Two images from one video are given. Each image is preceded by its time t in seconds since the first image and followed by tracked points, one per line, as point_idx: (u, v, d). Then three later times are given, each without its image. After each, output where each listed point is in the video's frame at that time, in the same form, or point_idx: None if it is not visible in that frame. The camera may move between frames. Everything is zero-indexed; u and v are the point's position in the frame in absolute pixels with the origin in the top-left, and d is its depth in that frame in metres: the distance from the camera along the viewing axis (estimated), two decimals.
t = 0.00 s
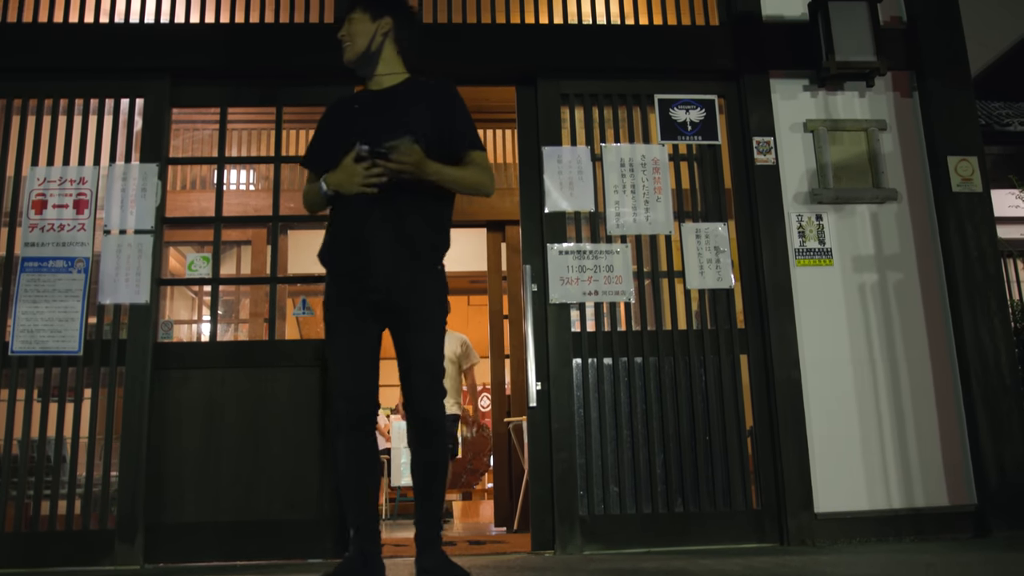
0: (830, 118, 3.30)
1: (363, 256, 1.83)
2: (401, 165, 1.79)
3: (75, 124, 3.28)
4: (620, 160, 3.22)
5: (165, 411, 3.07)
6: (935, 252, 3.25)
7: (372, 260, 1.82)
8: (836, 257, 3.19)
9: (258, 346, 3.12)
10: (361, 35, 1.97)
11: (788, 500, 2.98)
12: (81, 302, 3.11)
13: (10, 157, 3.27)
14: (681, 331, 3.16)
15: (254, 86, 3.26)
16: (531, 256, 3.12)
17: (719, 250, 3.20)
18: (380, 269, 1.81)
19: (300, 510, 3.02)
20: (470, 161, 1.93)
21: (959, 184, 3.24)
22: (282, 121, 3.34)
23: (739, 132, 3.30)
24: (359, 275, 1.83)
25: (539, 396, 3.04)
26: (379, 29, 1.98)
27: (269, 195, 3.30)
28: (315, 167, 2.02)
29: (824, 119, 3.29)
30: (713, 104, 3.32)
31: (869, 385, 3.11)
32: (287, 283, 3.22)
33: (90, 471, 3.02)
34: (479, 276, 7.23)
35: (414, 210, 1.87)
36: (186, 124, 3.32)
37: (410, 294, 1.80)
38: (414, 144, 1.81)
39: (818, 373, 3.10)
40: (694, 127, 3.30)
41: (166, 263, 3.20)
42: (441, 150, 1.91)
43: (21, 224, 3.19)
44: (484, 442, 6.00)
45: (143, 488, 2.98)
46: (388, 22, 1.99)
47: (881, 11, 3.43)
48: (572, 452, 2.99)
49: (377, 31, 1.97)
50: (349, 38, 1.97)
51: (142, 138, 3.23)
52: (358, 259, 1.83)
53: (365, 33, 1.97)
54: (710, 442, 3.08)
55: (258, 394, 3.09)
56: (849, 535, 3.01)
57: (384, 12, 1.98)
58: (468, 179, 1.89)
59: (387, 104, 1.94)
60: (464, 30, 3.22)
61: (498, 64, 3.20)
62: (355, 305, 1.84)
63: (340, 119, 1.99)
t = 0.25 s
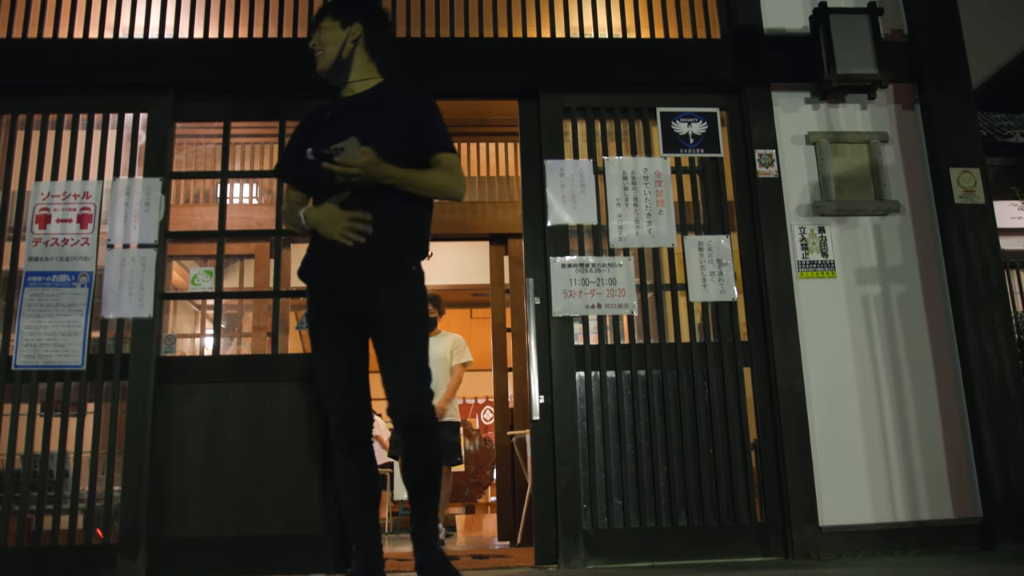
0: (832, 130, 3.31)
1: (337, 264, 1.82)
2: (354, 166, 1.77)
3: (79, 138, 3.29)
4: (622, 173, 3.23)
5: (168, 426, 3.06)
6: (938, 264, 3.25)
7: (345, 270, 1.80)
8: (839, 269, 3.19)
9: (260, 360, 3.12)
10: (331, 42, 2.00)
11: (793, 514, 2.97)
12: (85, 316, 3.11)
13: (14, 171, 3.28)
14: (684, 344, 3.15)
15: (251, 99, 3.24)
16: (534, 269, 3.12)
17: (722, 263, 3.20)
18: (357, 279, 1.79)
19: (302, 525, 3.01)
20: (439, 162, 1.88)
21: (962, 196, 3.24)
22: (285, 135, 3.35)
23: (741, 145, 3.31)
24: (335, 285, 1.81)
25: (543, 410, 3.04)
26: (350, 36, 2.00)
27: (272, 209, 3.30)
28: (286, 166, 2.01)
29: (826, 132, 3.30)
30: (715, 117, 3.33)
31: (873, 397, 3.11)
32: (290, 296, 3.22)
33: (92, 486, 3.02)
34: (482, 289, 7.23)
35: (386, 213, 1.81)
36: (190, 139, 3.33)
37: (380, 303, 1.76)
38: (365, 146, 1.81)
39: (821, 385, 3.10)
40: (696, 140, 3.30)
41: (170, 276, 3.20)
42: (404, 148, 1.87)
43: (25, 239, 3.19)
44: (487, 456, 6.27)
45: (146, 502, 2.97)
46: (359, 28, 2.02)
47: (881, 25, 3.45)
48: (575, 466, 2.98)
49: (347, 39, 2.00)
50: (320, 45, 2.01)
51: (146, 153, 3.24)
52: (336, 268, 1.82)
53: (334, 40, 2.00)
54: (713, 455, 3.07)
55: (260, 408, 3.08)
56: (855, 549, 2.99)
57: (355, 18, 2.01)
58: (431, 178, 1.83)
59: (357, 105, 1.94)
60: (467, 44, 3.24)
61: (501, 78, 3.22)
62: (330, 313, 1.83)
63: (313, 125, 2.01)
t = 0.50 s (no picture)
0: (830, 139, 3.32)
1: (311, 263, 1.74)
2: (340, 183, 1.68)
3: (80, 149, 3.30)
4: (622, 183, 3.23)
5: (167, 437, 3.06)
6: (938, 273, 3.25)
7: (319, 271, 1.72)
8: (839, 278, 3.19)
9: (260, 370, 3.12)
10: (310, 38, 1.88)
11: (794, 524, 2.96)
12: (84, 328, 3.11)
13: (15, 183, 3.29)
14: (684, 354, 3.15)
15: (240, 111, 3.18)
16: (534, 279, 3.12)
17: (721, 272, 3.20)
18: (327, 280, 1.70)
19: (302, 536, 3.00)
20: (423, 164, 1.85)
21: (961, 205, 3.24)
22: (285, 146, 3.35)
23: (741, 154, 3.31)
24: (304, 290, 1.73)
25: (543, 420, 3.03)
26: (330, 35, 1.90)
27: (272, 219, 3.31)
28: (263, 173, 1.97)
29: (824, 141, 3.31)
30: (714, 127, 3.34)
31: (874, 406, 3.10)
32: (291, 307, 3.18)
33: (92, 497, 3.01)
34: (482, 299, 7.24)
35: (367, 215, 1.76)
36: (189, 150, 3.35)
37: (350, 305, 1.66)
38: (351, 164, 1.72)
39: (821, 395, 3.09)
40: (695, 150, 3.31)
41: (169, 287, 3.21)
42: (385, 148, 1.84)
43: (24, 250, 3.19)
44: (488, 466, 6.32)
45: (145, 514, 2.96)
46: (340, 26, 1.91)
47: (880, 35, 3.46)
48: (575, 476, 2.98)
49: (326, 37, 1.90)
50: (298, 40, 1.88)
51: (146, 164, 3.24)
52: (307, 268, 1.74)
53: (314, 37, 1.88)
54: (714, 465, 3.06)
55: (260, 419, 3.08)
56: (856, 559, 2.98)
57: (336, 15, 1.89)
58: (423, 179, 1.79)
59: (330, 106, 1.89)
60: (466, 55, 3.25)
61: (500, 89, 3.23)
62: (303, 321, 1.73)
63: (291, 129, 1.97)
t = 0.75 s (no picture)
0: (829, 147, 3.33)
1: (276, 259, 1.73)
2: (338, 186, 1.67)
3: (80, 158, 3.30)
4: (621, 190, 3.23)
5: (167, 445, 3.06)
6: (938, 280, 3.26)
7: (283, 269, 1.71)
8: (839, 285, 3.20)
9: (260, 379, 3.12)
10: (295, 27, 1.91)
11: (795, 531, 2.95)
12: (84, 336, 3.10)
13: (15, 192, 3.29)
14: (684, 361, 3.14)
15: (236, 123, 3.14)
16: (533, 287, 3.13)
17: (721, 279, 3.20)
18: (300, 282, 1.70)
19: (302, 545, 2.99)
20: (408, 165, 1.85)
21: (960, 212, 3.24)
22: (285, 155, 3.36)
23: (740, 162, 3.32)
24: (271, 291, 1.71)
25: (543, 428, 3.03)
26: (317, 27, 1.93)
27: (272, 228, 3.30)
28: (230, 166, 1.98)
29: (823, 149, 3.31)
30: (713, 135, 3.34)
31: (874, 413, 3.10)
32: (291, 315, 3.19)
33: (91, 506, 3.00)
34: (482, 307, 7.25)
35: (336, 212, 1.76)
36: (189, 159, 3.35)
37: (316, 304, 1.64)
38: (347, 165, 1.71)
39: (821, 402, 3.09)
40: (695, 157, 3.31)
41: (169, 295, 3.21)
42: (364, 145, 1.85)
43: (24, 259, 3.19)
44: (488, 474, 6.31)
45: (145, 522, 2.95)
46: (327, 20, 1.95)
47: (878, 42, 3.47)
48: (576, 484, 2.97)
49: (312, 29, 1.92)
50: (281, 29, 1.90)
51: (146, 173, 3.25)
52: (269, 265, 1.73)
53: (297, 26, 1.91)
54: (714, 472, 3.06)
55: (260, 427, 3.07)
56: (858, 567, 2.97)
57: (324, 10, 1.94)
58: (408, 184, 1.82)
59: (306, 100, 1.91)
60: (466, 63, 3.26)
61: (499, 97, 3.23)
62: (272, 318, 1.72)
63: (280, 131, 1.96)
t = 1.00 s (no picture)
0: (831, 155, 3.33)
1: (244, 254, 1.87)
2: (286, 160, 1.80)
3: (83, 169, 3.31)
4: (623, 199, 3.24)
5: (170, 456, 3.06)
6: (941, 287, 3.25)
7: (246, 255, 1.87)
8: (841, 293, 3.19)
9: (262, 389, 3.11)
10: None
11: (800, 541, 2.93)
12: (87, 347, 3.11)
13: (17, 202, 3.29)
14: (687, 370, 3.14)
15: (209, 127, 3.16)
16: (536, 296, 3.13)
17: (723, 288, 3.20)
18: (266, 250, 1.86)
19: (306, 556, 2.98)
20: (381, 134, 1.91)
21: (962, 219, 3.24)
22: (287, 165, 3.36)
23: (742, 170, 3.32)
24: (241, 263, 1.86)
25: (547, 437, 3.02)
26: None
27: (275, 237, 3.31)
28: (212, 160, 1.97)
29: (825, 157, 3.32)
30: (715, 143, 3.34)
31: (877, 421, 3.10)
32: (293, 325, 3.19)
33: (94, 517, 3.00)
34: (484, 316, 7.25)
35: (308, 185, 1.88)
36: (192, 169, 3.38)
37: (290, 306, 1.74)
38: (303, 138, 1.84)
39: (825, 410, 3.08)
40: (696, 166, 3.32)
41: (171, 305, 3.23)
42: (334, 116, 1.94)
43: (28, 269, 3.20)
44: (491, 484, 6.30)
45: (148, 533, 2.96)
46: None
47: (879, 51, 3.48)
48: (579, 493, 2.97)
49: None
50: None
51: (149, 183, 3.25)
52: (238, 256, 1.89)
53: None
54: (717, 481, 3.05)
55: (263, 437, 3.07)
56: None
57: None
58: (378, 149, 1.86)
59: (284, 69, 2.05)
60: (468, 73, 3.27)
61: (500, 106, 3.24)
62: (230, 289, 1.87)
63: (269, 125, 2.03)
